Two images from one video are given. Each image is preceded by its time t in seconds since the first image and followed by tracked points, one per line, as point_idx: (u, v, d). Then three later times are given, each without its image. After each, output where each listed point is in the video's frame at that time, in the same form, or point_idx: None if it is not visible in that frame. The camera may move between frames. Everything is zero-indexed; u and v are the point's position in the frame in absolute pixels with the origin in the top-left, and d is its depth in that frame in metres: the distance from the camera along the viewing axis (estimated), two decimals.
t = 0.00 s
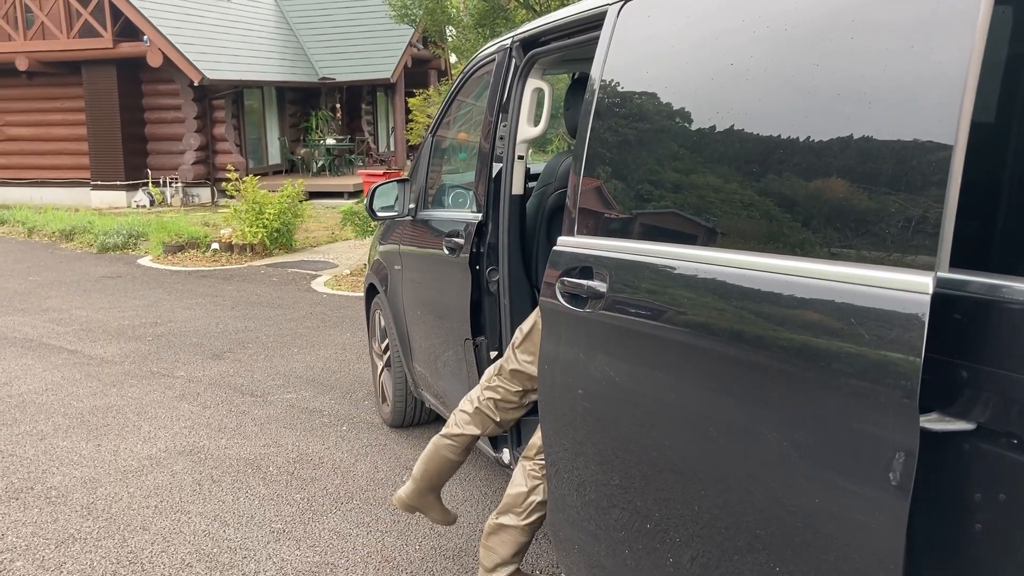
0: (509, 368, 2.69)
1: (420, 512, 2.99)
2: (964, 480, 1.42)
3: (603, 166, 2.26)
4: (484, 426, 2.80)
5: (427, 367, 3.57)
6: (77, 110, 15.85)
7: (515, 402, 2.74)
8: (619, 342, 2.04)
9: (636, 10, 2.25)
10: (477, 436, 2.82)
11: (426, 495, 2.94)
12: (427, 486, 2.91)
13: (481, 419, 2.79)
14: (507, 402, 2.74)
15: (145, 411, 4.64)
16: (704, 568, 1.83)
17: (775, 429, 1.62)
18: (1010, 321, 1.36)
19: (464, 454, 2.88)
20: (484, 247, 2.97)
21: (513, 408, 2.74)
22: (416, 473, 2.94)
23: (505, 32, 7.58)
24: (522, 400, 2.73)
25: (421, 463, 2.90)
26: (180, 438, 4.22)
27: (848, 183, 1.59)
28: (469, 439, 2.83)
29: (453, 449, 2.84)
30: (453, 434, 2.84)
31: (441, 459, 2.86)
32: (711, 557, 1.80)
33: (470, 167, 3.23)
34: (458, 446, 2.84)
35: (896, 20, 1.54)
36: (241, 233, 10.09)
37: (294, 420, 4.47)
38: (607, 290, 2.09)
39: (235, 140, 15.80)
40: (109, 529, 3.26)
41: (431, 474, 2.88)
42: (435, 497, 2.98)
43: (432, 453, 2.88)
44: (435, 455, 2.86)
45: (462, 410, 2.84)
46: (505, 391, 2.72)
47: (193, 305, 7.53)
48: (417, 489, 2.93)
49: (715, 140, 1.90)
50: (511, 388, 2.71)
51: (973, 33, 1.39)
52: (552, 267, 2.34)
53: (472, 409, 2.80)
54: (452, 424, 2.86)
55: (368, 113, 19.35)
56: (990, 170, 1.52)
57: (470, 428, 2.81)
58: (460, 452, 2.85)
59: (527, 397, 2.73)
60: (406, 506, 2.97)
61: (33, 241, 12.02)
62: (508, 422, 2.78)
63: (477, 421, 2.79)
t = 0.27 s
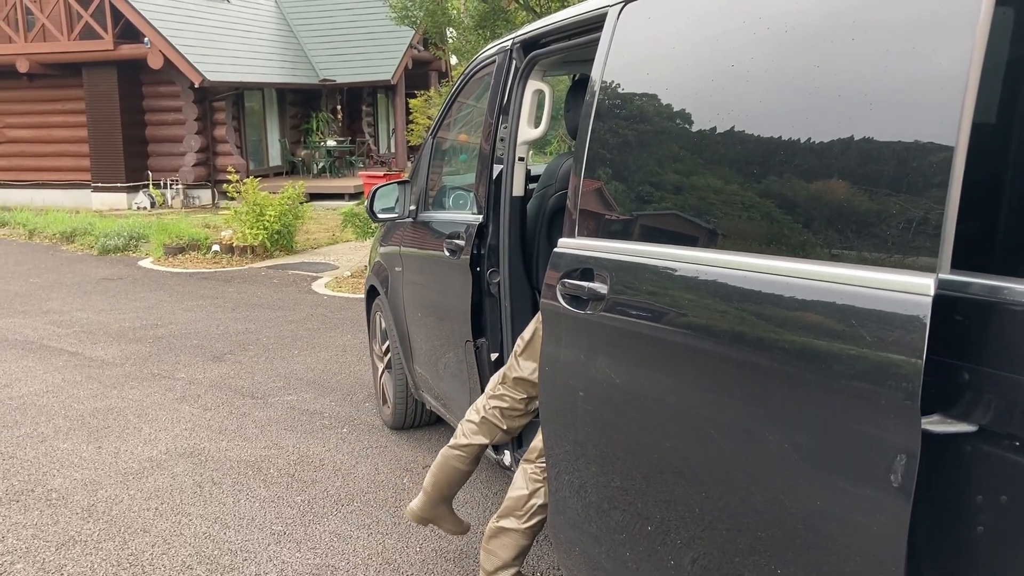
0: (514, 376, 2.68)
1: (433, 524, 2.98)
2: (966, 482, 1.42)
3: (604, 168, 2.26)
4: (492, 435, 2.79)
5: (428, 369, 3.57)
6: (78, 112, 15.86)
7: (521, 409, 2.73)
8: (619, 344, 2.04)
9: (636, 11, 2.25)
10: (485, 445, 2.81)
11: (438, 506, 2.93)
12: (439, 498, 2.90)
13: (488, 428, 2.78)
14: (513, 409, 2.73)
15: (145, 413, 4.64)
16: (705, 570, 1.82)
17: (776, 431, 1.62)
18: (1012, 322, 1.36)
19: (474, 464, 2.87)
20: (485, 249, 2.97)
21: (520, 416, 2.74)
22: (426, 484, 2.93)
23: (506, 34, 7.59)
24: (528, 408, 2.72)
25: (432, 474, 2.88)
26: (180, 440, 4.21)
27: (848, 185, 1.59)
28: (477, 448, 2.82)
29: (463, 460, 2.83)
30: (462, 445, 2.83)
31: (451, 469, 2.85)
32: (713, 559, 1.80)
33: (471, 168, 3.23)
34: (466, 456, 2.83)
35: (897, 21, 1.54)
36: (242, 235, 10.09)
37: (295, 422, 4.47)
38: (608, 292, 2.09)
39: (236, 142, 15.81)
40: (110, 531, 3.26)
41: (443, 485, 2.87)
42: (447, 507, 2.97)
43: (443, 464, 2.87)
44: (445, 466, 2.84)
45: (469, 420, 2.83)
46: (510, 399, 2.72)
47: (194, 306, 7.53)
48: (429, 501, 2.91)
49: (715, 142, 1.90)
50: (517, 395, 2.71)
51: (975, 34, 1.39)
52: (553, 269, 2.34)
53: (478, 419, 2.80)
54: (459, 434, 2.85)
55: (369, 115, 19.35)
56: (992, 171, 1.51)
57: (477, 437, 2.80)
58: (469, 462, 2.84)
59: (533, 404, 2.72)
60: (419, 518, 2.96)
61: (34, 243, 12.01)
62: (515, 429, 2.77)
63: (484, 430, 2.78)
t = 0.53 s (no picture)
0: (516, 376, 2.68)
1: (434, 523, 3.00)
2: (968, 484, 1.41)
3: (604, 169, 2.26)
4: (494, 435, 2.79)
5: (428, 370, 3.57)
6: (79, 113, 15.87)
7: (524, 410, 2.73)
8: (620, 345, 2.04)
9: (637, 13, 2.25)
10: (487, 444, 2.81)
11: (440, 504, 2.94)
12: (439, 495, 2.91)
13: (491, 428, 2.78)
14: (516, 409, 2.73)
15: (146, 415, 4.64)
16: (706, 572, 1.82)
17: (776, 432, 1.62)
18: (1013, 324, 1.35)
19: (476, 463, 2.87)
20: (485, 250, 2.96)
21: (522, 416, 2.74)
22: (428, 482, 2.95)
23: (507, 36, 7.58)
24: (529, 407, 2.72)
25: (434, 471, 2.90)
26: (181, 442, 4.21)
27: (848, 186, 1.59)
28: (479, 447, 2.82)
29: (465, 459, 2.84)
30: (464, 443, 2.83)
31: (452, 467, 2.86)
32: (713, 560, 1.80)
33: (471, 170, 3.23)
34: (468, 454, 2.84)
35: (898, 22, 1.54)
36: (242, 237, 10.10)
37: (295, 424, 4.47)
38: (609, 293, 2.09)
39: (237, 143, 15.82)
40: (110, 533, 3.26)
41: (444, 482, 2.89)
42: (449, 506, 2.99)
43: (445, 463, 2.89)
44: (447, 463, 2.86)
45: (471, 418, 2.84)
46: (513, 399, 2.72)
47: (194, 308, 7.53)
48: (430, 498, 2.94)
49: (716, 143, 1.90)
50: (519, 396, 2.71)
51: (975, 36, 1.39)
52: (553, 270, 2.34)
53: (480, 418, 2.80)
54: (462, 433, 2.86)
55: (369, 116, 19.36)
56: (993, 173, 1.51)
57: (479, 436, 2.80)
58: (471, 461, 2.85)
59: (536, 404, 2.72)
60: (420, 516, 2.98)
61: (35, 244, 12.02)
62: (517, 429, 2.77)
63: (486, 429, 2.78)
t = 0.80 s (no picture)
0: (520, 391, 2.68)
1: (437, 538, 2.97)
2: (969, 485, 1.41)
3: (605, 170, 2.26)
4: (501, 449, 2.78)
5: (429, 371, 3.57)
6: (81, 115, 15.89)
7: (530, 423, 2.73)
8: (621, 347, 2.04)
9: (638, 13, 2.25)
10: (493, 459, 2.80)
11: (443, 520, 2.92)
12: (443, 511, 2.89)
13: (497, 442, 2.77)
14: (522, 422, 2.73)
15: (147, 415, 4.64)
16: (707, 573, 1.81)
17: (778, 434, 1.62)
18: (1014, 325, 1.35)
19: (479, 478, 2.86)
20: (486, 251, 2.96)
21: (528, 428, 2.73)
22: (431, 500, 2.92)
23: (508, 37, 7.59)
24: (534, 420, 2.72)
25: (437, 488, 2.87)
26: (182, 443, 4.22)
27: (849, 187, 1.59)
28: (484, 462, 2.80)
29: (471, 474, 2.82)
30: (469, 460, 2.81)
31: (456, 483, 2.83)
32: (714, 562, 1.80)
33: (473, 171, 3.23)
34: (473, 470, 2.82)
35: (899, 23, 1.53)
36: (244, 238, 10.10)
37: (297, 424, 4.47)
38: (610, 294, 2.09)
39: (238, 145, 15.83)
40: (111, 534, 3.26)
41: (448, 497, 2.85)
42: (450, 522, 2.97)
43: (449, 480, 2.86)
44: (451, 479, 2.83)
45: (476, 434, 2.81)
46: (519, 413, 2.71)
47: (195, 309, 7.54)
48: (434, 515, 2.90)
49: (717, 144, 1.90)
50: (525, 410, 2.71)
51: (976, 36, 1.39)
52: (554, 271, 2.34)
53: (487, 433, 2.77)
54: (466, 449, 2.83)
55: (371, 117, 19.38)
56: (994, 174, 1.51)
57: (485, 451, 2.78)
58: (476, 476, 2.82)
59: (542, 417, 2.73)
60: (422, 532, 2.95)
61: (36, 245, 12.03)
62: (523, 441, 2.78)
63: (493, 444, 2.76)
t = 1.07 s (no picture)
0: (528, 407, 2.68)
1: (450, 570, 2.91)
2: (973, 487, 1.41)
3: (608, 172, 2.26)
4: (512, 466, 2.77)
5: (432, 373, 3.56)
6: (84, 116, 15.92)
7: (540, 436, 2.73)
8: (624, 348, 2.03)
9: (642, 14, 2.25)
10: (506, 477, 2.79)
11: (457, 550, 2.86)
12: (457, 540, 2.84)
13: (508, 460, 2.76)
14: (532, 437, 2.73)
15: (150, 416, 4.64)
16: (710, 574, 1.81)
17: (781, 435, 1.61)
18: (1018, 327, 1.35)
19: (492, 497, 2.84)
20: (490, 252, 2.97)
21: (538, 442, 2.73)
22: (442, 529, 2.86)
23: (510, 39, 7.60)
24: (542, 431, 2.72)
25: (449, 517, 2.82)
26: (185, 444, 4.22)
27: (852, 188, 1.59)
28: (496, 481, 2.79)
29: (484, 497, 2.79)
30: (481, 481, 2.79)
31: (469, 508, 2.80)
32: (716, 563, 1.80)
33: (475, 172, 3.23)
34: (485, 492, 2.79)
35: (903, 25, 1.53)
36: (247, 239, 10.11)
37: (299, 426, 4.47)
38: (613, 296, 2.09)
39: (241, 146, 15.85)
40: (114, 534, 3.26)
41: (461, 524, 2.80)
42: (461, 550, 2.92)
43: (461, 506, 2.81)
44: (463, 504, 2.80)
45: (486, 455, 2.79)
46: (529, 428, 2.70)
47: (198, 310, 7.55)
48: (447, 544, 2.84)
49: (720, 146, 1.90)
50: (534, 425, 2.70)
51: (980, 37, 1.39)
52: (557, 272, 2.34)
53: (497, 452, 2.76)
54: (475, 471, 2.81)
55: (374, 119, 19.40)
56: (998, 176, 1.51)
57: (496, 470, 2.77)
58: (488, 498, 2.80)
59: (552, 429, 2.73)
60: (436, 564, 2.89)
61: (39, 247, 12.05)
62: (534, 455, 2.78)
63: (504, 463, 2.76)
